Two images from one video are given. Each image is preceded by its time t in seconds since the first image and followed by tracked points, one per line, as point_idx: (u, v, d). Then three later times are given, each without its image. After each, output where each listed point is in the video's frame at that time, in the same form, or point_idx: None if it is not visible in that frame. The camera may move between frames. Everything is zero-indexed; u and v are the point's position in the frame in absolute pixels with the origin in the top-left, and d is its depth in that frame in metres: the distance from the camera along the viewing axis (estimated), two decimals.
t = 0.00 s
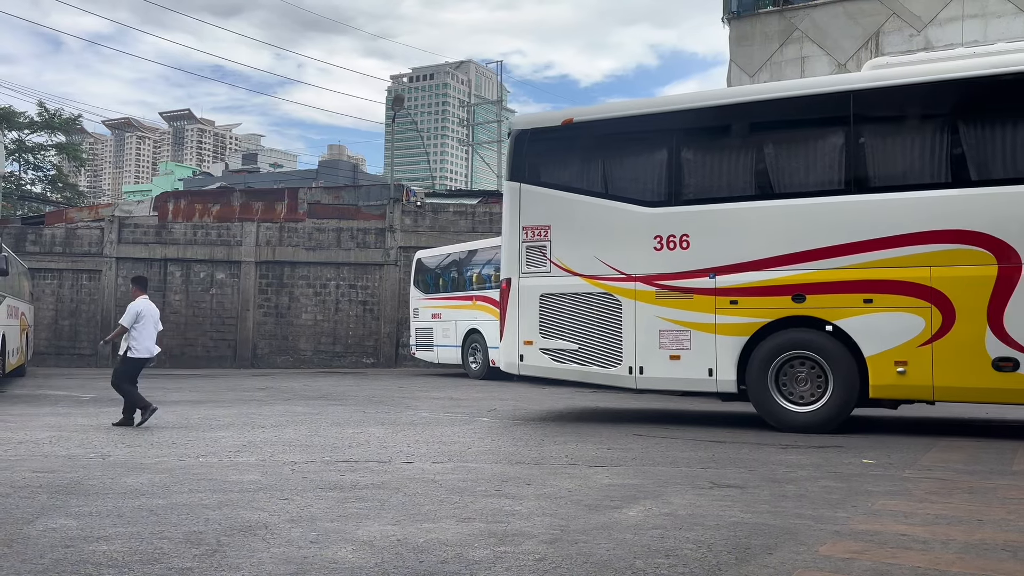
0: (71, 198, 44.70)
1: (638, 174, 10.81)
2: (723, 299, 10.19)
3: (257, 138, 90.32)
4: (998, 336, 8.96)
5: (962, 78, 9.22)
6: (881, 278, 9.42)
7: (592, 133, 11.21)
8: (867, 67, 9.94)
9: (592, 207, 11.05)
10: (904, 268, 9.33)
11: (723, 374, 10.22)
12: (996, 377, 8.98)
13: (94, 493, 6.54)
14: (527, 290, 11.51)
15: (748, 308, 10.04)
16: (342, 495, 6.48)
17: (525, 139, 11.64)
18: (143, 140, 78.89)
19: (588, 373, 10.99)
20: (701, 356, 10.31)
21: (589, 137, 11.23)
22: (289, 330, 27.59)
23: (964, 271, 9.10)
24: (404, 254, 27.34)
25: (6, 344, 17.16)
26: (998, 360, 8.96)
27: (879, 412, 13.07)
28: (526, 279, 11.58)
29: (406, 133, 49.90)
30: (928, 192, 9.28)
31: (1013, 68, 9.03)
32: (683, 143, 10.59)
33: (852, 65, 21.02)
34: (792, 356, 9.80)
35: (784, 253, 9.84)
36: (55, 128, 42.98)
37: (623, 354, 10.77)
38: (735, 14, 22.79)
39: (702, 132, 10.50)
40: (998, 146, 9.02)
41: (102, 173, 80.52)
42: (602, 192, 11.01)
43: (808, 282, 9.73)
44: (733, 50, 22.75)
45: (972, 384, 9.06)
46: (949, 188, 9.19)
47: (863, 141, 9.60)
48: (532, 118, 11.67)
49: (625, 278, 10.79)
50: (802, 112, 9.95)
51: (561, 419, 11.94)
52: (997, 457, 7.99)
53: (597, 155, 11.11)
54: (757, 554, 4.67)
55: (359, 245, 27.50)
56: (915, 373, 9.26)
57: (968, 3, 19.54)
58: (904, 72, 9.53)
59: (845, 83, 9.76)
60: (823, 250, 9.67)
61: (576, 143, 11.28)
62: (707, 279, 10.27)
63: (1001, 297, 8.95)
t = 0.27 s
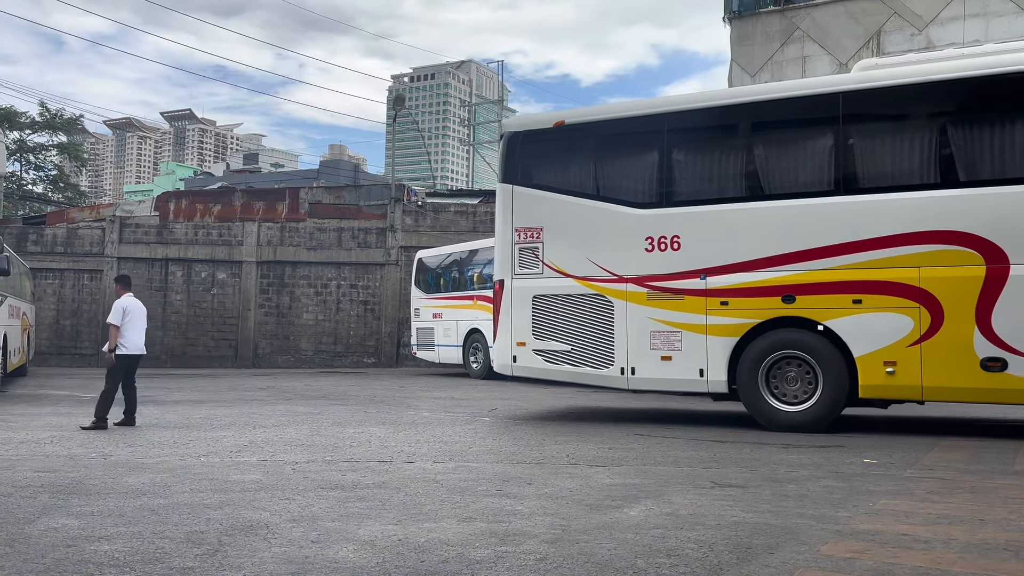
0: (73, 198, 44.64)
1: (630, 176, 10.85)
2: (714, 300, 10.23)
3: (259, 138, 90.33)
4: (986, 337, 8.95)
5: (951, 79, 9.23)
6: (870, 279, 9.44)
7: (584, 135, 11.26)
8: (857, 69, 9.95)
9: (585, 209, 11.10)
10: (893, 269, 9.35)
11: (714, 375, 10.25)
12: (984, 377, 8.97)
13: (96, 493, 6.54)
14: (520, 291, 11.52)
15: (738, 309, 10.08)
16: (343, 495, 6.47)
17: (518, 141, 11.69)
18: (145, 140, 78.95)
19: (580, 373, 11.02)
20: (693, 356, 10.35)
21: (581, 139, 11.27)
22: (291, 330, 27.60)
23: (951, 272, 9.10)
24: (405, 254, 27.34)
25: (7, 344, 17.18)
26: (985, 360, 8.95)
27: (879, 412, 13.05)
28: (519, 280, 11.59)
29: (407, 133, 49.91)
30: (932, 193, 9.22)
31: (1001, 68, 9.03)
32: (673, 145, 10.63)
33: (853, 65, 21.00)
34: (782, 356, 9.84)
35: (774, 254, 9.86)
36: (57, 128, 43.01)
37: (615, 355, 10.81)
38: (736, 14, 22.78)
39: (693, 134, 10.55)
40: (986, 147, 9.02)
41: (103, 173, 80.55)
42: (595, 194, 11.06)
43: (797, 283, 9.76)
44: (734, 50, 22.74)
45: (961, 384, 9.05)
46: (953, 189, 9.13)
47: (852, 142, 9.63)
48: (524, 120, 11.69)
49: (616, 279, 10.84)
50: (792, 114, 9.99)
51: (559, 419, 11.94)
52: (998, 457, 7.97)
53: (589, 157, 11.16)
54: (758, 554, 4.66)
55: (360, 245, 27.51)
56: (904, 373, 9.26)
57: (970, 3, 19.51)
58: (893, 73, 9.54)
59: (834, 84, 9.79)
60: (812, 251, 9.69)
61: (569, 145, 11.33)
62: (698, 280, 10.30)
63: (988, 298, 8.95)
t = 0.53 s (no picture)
0: (75, 198, 44.55)
1: (621, 175, 10.86)
2: (703, 299, 10.25)
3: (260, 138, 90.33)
4: (972, 336, 8.95)
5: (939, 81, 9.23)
6: (857, 278, 9.45)
7: (576, 135, 11.28)
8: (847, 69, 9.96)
9: (575, 208, 11.11)
10: (880, 268, 9.36)
11: (703, 373, 10.27)
12: (970, 377, 8.96)
13: (96, 493, 6.54)
14: (511, 290, 11.55)
15: (727, 307, 10.09)
16: (344, 494, 6.47)
17: (511, 140, 11.70)
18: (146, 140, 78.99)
19: (572, 372, 11.04)
20: (682, 355, 10.37)
21: (573, 138, 11.29)
22: (291, 330, 27.60)
23: (938, 272, 9.11)
24: (406, 254, 27.33)
25: (8, 344, 17.19)
26: (971, 360, 8.95)
27: (879, 412, 13.04)
28: (510, 279, 11.61)
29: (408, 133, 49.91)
30: (922, 192, 9.22)
31: (989, 69, 9.02)
32: (663, 145, 10.65)
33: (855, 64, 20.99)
34: (769, 356, 9.86)
35: (762, 253, 9.88)
36: (58, 128, 43.05)
37: (605, 353, 10.84)
38: (738, 13, 22.77)
39: (684, 133, 10.55)
40: (974, 147, 9.02)
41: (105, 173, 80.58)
42: (585, 193, 11.08)
43: (785, 282, 9.77)
44: (736, 49, 22.74)
45: (947, 383, 9.05)
46: (944, 188, 9.12)
47: (840, 142, 9.64)
48: (516, 120, 11.71)
49: (607, 278, 10.86)
50: (781, 114, 10.00)
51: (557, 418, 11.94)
52: (999, 457, 7.96)
53: (580, 157, 11.18)
54: (759, 554, 4.65)
55: (361, 245, 27.51)
56: (890, 372, 9.27)
57: (971, 2, 19.49)
58: (882, 74, 9.55)
59: (823, 85, 9.81)
60: (800, 250, 9.71)
61: (560, 145, 11.35)
62: (687, 278, 10.32)
63: (974, 297, 8.95)
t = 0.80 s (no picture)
0: (75, 198, 44.51)
1: (609, 175, 10.91)
2: (689, 299, 10.30)
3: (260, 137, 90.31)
4: (954, 336, 9.00)
5: (924, 82, 9.30)
6: (841, 278, 9.51)
7: (564, 136, 11.31)
8: (832, 71, 10.02)
9: (563, 208, 11.14)
10: (863, 268, 9.42)
11: (689, 372, 10.32)
12: (951, 376, 9.02)
13: (97, 492, 6.54)
14: (500, 289, 11.52)
15: (714, 307, 10.15)
16: (345, 494, 6.47)
17: (500, 141, 11.72)
18: (147, 140, 79.00)
19: (561, 371, 11.04)
20: (669, 354, 10.42)
21: (562, 139, 11.32)
22: (292, 330, 27.59)
23: (921, 272, 9.17)
24: (406, 253, 27.33)
25: (8, 344, 17.19)
26: (953, 359, 9.01)
27: (877, 411, 13.05)
28: (500, 278, 11.57)
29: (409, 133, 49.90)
30: (910, 192, 9.26)
31: (971, 71, 9.10)
32: (651, 146, 10.70)
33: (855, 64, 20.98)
34: (755, 355, 9.91)
35: (748, 253, 9.94)
36: (59, 128, 43.05)
37: (594, 353, 10.86)
38: (738, 13, 22.76)
39: (671, 135, 10.61)
40: (957, 148, 9.09)
41: (106, 173, 80.58)
42: (574, 193, 11.11)
43: (770, 282, 9.83)
44: (736, 49, 22.72)
45: (930, 382, 9.10)
46: (933, 188, 9.16)
47: (825, 143, 9.71)
48: (505, 121, 11.72)
49: (595, 277, 10.89)
50: (767, 116, 10.07)
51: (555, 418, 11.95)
52: (999, 457, 7.95)
53: (568, 157, 11.21)
54: (760, 554, 4.65)
55: (361, 244, 27.51)
56: (873, 371, 9.34)
57: (972, 1, 19.48)
58: (867, 75, 9.62)
59: (807, 87, 9.88)
60: (784, 250, 9.76)
61: (549, 146, 11.37)
62: (674, 278, 10.37)
63: (956, 297, 9.01)
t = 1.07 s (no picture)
0: (75, 198, 44.48)
1: (597, 179, 11.01)
2: (675, 300, 10.41)
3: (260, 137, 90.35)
4: (936, 336, 9.08)
5: (907, 83, 9.38)
6: (824, 279, 9.61)
7: (553, 139, 11.42)
8: (817, 73, 10.11)
9: (552, 211, 11.25)
10: (846, 269, 9.51)
11: (676, 373, 10.44)
12: (933, 376, 9.11)
13: (97, 492, 6.54)
14: (490, 291, 11.63)
15: (699, 308, 10.27)
16: (345, 494, 6.47)
17: (489, 145, 11.83)
18: (148, 139, 79.00)
19: (549, 372, 11.17)
20: (655, 355, 10.54)
21: (550, 143, 11.44)
22: (292, 330, 27.60)
23: (903, 272, 9.25)
24: (406, 253, 27.37)
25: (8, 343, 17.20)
26: (935, 359, 9.09)
27: (876, 410, 13.06)
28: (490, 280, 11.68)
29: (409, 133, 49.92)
30: (916, 193, 9.23)
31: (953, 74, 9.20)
32: (637, 149, 10.80)
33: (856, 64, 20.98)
34: (740, 355, 10.02)
35: (733, 255, 10.04)
36: (59, 128, 43.06)
37: (581, 354, 10.97)
38: (739, 12, 22.74)
39: (657, 139, 10.71)
40: (938, 150, 9.17)
41: (106, 172, 80.56)
42: (562, 197, 11.22)
43: (754, 283, 9.94)
44: (736, 49, 22.71)
45: (913, 382, 9.19)
46: (921, 189, 9.21)
47: (808, 146, 9.80)
48: (494, 124, 11.81)
49: (583, 280, 11.01)
50: (752, 118, 10.16)
51: (553, 417, 11.98)
52: (999, 457, 7.96)
53: (557, 160, 11.33)
54: (760, 553, 4.65)
55: (361, 244, 27.52)
56: (857, 371, 9.42)
57: (973, 1, 19.47)
58: (850, 77, 9.71)
59: (791, 89, 9.96)
60: (767, 253, 9.86)
61: (538, 149, 11.49)
62: (660, 280, 10.47)
63: (938, 297, 9.09)
